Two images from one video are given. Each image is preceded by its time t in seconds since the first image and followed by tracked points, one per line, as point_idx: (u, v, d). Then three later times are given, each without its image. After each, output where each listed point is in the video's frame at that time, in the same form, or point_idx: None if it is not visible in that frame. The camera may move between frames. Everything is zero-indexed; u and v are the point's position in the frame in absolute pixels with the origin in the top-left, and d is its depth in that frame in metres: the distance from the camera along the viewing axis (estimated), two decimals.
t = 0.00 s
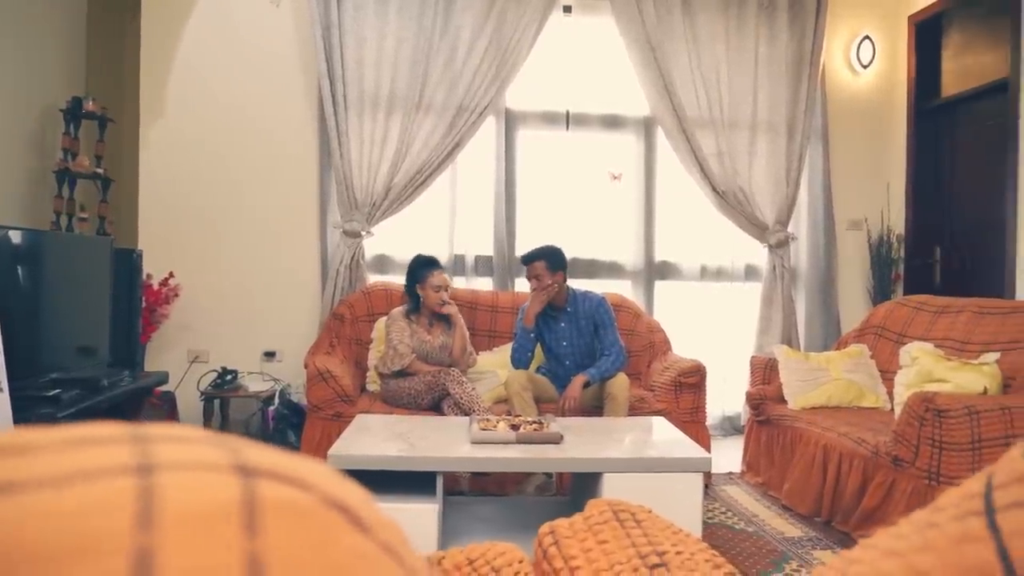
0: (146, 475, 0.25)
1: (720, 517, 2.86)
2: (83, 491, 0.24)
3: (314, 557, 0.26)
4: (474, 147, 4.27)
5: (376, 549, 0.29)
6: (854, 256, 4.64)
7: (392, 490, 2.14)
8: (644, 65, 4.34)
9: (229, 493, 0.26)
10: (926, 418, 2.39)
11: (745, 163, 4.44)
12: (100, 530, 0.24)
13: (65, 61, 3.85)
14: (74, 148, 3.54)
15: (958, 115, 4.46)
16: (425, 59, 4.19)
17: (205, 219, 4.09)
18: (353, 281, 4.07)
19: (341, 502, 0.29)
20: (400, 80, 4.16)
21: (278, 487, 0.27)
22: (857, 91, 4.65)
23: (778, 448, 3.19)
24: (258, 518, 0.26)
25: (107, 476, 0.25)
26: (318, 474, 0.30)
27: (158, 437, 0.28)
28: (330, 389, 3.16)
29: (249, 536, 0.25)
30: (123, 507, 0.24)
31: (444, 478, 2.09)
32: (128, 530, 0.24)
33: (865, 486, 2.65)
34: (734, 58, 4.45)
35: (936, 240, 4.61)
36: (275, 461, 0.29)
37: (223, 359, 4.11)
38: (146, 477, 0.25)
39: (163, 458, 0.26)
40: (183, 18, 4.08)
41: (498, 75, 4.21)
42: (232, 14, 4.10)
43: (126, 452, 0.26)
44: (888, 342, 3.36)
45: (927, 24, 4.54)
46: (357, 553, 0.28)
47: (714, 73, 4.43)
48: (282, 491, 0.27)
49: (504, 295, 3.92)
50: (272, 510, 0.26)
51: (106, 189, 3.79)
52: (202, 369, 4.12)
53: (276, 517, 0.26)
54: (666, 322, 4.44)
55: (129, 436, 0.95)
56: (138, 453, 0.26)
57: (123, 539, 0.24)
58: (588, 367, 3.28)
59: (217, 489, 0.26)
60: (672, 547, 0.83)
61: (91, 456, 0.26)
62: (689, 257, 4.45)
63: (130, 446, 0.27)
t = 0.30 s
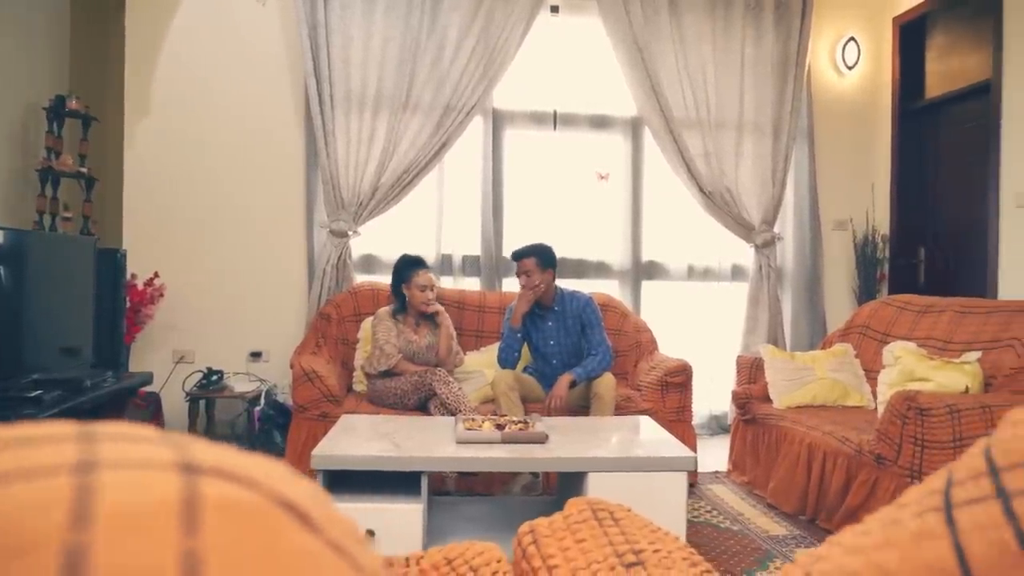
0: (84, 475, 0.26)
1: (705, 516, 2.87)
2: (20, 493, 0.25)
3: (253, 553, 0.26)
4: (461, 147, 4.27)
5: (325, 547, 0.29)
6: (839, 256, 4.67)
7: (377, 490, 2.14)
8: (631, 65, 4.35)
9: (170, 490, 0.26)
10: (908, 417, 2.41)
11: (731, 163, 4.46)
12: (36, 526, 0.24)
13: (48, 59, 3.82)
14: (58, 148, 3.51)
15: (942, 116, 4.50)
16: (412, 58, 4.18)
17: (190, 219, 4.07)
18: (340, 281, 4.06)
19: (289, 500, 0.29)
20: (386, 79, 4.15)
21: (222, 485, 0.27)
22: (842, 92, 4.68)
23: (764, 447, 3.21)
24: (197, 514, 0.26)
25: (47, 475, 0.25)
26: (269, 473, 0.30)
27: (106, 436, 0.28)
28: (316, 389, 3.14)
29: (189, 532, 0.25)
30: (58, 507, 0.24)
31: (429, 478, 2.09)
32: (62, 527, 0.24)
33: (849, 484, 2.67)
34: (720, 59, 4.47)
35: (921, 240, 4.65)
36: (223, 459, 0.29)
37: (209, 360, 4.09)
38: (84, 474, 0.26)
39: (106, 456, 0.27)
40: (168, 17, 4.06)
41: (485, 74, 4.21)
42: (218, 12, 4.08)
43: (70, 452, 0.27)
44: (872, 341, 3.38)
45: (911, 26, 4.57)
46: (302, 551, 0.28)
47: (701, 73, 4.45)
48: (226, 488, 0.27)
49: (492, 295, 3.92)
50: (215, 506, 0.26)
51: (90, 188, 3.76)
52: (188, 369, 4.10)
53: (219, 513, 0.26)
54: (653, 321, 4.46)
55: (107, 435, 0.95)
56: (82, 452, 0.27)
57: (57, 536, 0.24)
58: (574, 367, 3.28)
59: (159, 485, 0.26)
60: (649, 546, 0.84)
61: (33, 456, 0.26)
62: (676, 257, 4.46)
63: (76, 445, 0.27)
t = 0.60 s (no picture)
0: (16, 476, 0.26)
1: (688, 514, 2.89)
2: None
3: (191, 552, 0.27)
4: (446, 147, 4.26)
5: (269, 543, 0.29)
6: (822, 256, 4.71)
7: (358, 490, 2.13)
8: (615, 66, 4.36)
9: (109, 486, 0.26)
10: (887, 415, 2.43)
11: (715, 163, 4.48)
12: None
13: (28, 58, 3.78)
14: (37, 146, 3.48)
15: (922, 117, 4.54)
16: (397, 58, 4.17)
17: (172, 219, 4.05)
18: (323, 281, 4.04)
19: (235, 497, 0.29)
20: (371, 78, 4.14)
21: (164, 482, 0.28)
22: (824, 93, 4.72)
23: (746, 446, 3.23)
24: (136, 512, 0.26)
25: None
26: (217, 467, 0.30)
27: (50, 434, 0.29)
28: (299, 389, 3.13)
29: (125, 531, 0.26)
30: None
31: (411, 478, 2.08)
32: None
33: (829, 482, 2.69)
34: (704, 60, 4.49)
35: (901, 240, 4.69)
36: (168, 454, 0.29)
37: (191, 360, 4.07)
38: (21, 474, 0.26)
39: (47, 453, 0.27)
40: (150, 15, 4.03)
41: (470, 75, 4.21)
42: (200, 12, 4.05)
43: (10, 450, 0.27)
44: (853, 340, 3.41)
45: (893, 28, 4.62)
46: (248, 548, 0.29)
47: (685, 75, 4.47)
48: (167, 485, 0.28)
49: (476, 295, 3.92)
50: (155, 503, 0.27)
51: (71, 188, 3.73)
52: (170, 370, 4.07)
53: (160, 511, 0.27)
54: (637, 321, 4.47)
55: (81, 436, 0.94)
56: (22, 451, 0.27)
57: None
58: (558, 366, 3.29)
59: (98, 480, 0.27)
60: (623, 544, 0.84)
61: None
62: (660, 257, 4.48)
63: (17, 443, 0.27)
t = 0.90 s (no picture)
0: None
1: (668, 513, 2.90)
2: None
3: (130, 552, 0.26)
4: (429, 146, 4.26)
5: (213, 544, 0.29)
6: (802, 255, 4.76)
7: (338, 491, 2.12)
8: (598, 66, 4.37)
9: (45, 485, 0.26)
10: (864, 413, 2.46)
11: (697, 164, 4.51)
12: None
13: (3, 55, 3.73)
14: (14, 143, 3.43)
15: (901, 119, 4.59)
16: (379, 57, 4.16)
17: (151, 219, 4.01)
18: (305, 281, 4.02)
19: (177, 495, 0.28)
20: (353, 78, 4.12)
21: (103, 482, 0.27)
22: (805, 95, 4.77)
23: (727, 444, 3.26)
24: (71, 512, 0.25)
25: None
26: (163, 467, 0.30)
27: None
28: (280, 390, 3.12)
29: (60, 532, 0.25)
30: None
31: (390, 478, 2.08)
32: None
33: (808, 480, 2.71)
34: (686, 61, 4.51)
35: (880, 240, 4.72)
36: (112, 455, 0.29)
37: (171, 360, 4.03)
38: None
39: None
40: (129, 14, 4.00)
41: (453, 74, 4.20)
42: (179, 10, 4.02)
43: None
44: (832, 339, 3.44)
45: (872, 30, 4.66)
46: (190, 549, 0.28)
47: (667, 75, 4.49)
48: (107, 484, 0.27)
49: (459, 294, 3.92)
50: (92, 504, 0.26)
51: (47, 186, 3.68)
52: (150, 370, 4.03)
53: (97, 513, 0.26)
54: (620, 320, 4.49)
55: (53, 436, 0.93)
56: None
57: None
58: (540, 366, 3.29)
59: (33, 482, 0.26)
60: (595, 543, 0.85)
61: None
62: (643, 257, 4.50)
63: None
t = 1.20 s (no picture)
0: None
1: (653, 512, 2.92)
2: None
3: (75, 552, 0.26)
4: (414, 146, 4.25)
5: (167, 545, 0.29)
6: (787, 255, 4.81)
7: (322, 492, 2.12)
8: (583, 66, 4.38)
9: None
10: (845, 413, 2.47)
11: (682, 164, 4.52)
12: None
13: None
14: None
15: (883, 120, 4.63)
16: (364, 57, 4.14)
17: (134, 218, 3.99)
18: (290, 280, 4.00)
19: (126, 496, 0.28)
20: (339, 76, 4.11)
21: (49, 482, 0.27)
22: (789, 96, 4.81)
23: (711, 444, 3.27)
24: (17, 512, 0.25)
25: None
26: (117, 470, 0.30)
27: None
28: (264, 390, 3.10)
29: (2, 531, 0.25)
30: None
31: (374, 479, 2.07)
32: None
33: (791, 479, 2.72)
34: (671, 62, 4.53)
35: (864, 240, 4.75)
36: (63, 459, 0.29)
37: (154, 361, 4.01)
38: None
39: None
40: (112, 13, 3.97)
41: (438, 74, 4.20)
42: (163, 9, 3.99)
43: None
44: (815, 339, 3.47)
45: (855, 32, 4.69)
46: (138, 550, 0.28)
47: (652, 76, 4.50)
48: (53, 486, 0.27)
49: (445, 295, 3.92)
50: (38, 502, 0.26)
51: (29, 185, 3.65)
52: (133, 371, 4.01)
53: (44, 511, 0.26)
54: (606, 320, 4.51)
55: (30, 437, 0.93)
56: None
57: None
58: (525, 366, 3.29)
59: None
60: (573, 542, 0.85)
61: None
62: (629, 257, 4.52)
63: None
